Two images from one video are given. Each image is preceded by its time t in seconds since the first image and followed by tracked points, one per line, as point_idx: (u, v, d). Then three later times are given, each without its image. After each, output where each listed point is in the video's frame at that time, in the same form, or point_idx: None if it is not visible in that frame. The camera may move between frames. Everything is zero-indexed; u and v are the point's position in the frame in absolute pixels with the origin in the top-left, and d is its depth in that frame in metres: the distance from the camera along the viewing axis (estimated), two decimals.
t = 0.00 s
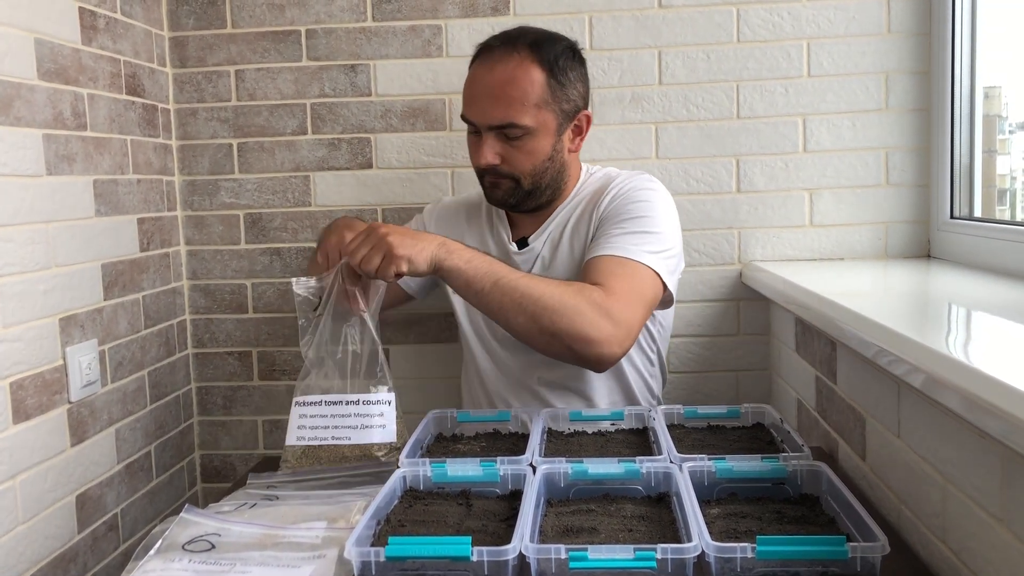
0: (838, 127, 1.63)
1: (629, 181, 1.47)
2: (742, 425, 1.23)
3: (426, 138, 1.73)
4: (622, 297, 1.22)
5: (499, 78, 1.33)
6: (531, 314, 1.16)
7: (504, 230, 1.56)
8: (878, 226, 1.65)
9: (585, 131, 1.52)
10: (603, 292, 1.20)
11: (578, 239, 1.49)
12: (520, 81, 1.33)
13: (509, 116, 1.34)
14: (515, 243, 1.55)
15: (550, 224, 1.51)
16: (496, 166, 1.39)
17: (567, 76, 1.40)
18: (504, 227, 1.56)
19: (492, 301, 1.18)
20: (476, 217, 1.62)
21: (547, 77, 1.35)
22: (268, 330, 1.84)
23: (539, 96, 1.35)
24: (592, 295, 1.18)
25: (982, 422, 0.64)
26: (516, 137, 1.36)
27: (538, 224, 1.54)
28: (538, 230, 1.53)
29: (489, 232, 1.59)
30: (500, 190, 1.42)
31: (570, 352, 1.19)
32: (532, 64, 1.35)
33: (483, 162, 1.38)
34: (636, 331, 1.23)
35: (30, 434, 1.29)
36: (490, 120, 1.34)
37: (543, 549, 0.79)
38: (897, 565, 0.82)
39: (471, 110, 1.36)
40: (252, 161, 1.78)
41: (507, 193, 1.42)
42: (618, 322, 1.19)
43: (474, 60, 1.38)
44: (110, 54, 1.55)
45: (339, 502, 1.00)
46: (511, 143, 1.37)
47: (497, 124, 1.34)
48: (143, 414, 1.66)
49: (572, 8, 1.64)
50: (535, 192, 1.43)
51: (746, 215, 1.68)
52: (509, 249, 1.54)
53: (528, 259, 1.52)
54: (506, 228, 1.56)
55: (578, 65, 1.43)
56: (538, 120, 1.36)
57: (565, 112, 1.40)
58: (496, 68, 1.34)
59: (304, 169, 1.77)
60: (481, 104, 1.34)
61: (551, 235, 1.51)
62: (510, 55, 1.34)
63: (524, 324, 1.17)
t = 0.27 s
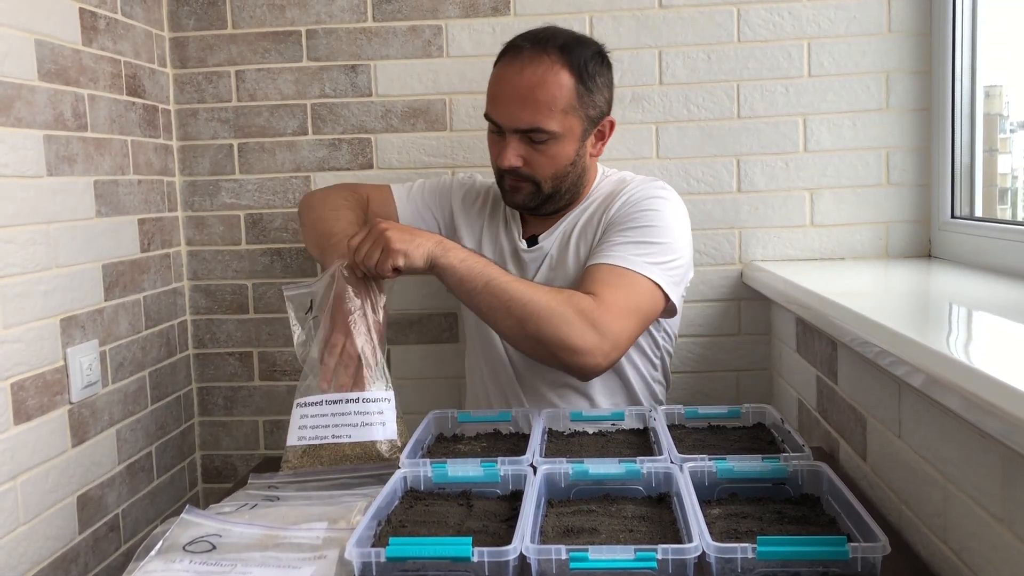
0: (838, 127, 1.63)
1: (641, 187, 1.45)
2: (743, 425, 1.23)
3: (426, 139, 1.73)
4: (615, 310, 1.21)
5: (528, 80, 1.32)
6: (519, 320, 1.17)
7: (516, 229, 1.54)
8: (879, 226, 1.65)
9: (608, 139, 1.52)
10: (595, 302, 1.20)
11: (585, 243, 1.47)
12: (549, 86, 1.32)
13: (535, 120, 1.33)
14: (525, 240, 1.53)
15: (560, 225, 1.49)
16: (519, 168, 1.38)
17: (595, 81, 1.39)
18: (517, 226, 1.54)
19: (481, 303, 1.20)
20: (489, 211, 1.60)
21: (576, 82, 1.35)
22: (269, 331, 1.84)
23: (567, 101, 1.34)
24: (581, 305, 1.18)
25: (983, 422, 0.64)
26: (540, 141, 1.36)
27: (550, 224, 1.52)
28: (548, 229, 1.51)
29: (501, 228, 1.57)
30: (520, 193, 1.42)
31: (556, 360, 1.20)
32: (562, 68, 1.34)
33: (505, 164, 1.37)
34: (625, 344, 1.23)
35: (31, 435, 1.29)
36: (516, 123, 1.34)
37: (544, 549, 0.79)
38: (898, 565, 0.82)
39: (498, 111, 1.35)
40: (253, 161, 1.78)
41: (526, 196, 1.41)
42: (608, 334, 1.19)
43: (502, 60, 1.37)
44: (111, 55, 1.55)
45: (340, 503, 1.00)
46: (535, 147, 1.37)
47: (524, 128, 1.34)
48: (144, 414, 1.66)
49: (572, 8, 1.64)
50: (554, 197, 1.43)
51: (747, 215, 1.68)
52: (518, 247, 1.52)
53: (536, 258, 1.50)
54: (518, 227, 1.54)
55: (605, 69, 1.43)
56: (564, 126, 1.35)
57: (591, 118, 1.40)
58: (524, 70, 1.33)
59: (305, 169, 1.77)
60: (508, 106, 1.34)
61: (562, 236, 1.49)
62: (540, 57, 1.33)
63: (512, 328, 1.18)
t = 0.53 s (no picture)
0: (838, 126, 1.63)
1: (654, 189, 1.44)
2: (743, 424, 1.23)
3: (426, 137, 1.73)
4: (617, 315, 1.21)
5: (549, 83, 1.32)
6: (520, 323, 1.18)
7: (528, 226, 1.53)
8: (879, 225, 1.65)
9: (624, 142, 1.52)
10: (597, 306, 1.20)
11: (595, 244, 1.46)
12: (570, 88, 1.32)
13: (554, 122, 1.33)
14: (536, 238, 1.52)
15: (571, 224, 1.48)
16: (536, 169, 1.38)
17: (615, 84, 1.39)
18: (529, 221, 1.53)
19: (483, 308, 1.20)
20: (502, 206, 1.59)
21: (597, 85, 1.35)
22: (268, 330, 1.84)
23: (586, 104, 1.34)
24: (582, 309, 1.19)
25: (984, 421, 0.64)
26: (558, 143, 1.36)
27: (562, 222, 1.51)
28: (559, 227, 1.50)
29: (514, 223, 1.56)
30: (535, 193, 1.42)
31: (559, 364, 1.21)
32: (583, 71, 1.33)
33: (523, 165, 1.37)
34: (627, 348, 1.23)
35: (31, 434, 1.29)
36: (536, 124, 1.34)
37: (544, 547, 0.78)
38: (898, 564, 0.82)
39: (517, 112, 1.35)
40: (252, 160, 1.78)
41: (542, 197, 1.42)
42: (609, 339, 1.19)
43: (523, 60, 1.36)
44: (110, 54, 1.55)
45: (339, 502, 1.00)
46: (554, 149, 1.37)
47: (543, 129, 1.34)
48: (143, 413, 1.66)
49: (572, 7, 1.64)
50: (570, 198, 1.43)
51: (747, 214, 1.67)
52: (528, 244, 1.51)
53: (545, 256, 1.49)
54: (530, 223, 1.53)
55: (625, 71, 1.42)
56: (583, 128, 1.35)
57: (609, 121, 1.40)
58: (545, 72, 1.32)
59: (304, 168, 1.77)
60: (528, 107, 1.33)
61: (573, 235, 1.48)
62: (561, 59, 1.33)
63: (512, 331, 1.19)
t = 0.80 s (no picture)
0: (838, 124, 1.63)
1: (663, 190, 1.44)
2: (742, 422, 1.23)
3: (426, 135, 1.73)
4: (621, 314, 1.21)
5: (563, 83, 1.31)
6: (523, 322, 1.18)
7: (536, 222, 1.52)
8: (878, 223, 1.65)
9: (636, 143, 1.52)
10: (601, 305, 1.20)
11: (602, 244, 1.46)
12: (584, 89, 1.32)
13: (567, 122, 1.33)
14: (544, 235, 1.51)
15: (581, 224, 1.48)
16: (548, 169, 1.38)
17: (629, 85, 1.38)
18: (538, 217, 1.53)
19: (486, 305, 1.19)
20: (510, 200, 1.58)
21: (611, 86, 1.34)
22: (267, 328, 1.84)
23: (600, 105, 1.34)
24: (587, 308, 1.18)
25: (983, 420, 0.64)
26: (571, 144, 1.36)
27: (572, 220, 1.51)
28: (569, 225, 1.50)
29: (522, 218, 1.55)
30: (546, 192, 1.42)
31: (560, 362, 1.21)
32: (597, 72, 1.33)
33: (535, 164, 1.37)
34: (629, 348, 1.24)
35: (29, 432, 1.29)
36: (549, 124, 1.33)
37: (543, 545, 0.78)
38: (897, 562, 0.81)
39: (531, 112, 1.34)
40: (252, 158, 1.78)
41: (552, 196, 1.42)
42: (612, 339, 1.20)
43: (537, 59, 1.35)
44: (109, 51, 1.55)
45: (339, 500, 1.00)
46: (566, 148, 1.37)
47: (556, 129, 1.34)
48: (142, 411, 1.66)
49: (572, 5, 1.64)
50: (581, 198, 1.43)
51: (746, 212, 1.67)
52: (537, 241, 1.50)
53: (553, 254, 1.48)
54: (540, 219, 1.53)
55: (638, 70, 1.42)
56: (596, 129, 1.35)
57: (622, 122, 1.40)
58: (560, 72, 1.32)
59: (303, 165, 1.77)
60: (542, 107, 1.33)
61: (583, 234, 1.47)
62: (576, 59, 1.33)
63: (515, 329, 1.19)
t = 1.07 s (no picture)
0: (836, 123, 1.63)
1: (664, 190, 1.44)
2: (740, 421, 1.23)
3: (424, 134, 1.73)
4: (621, 315, 1.21)
5: (566, 81, 1.31)
6: (522, 323, 1.18)
7: (537, 221, 1.52)
8: (877, 222, 1.65)
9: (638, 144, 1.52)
10: (601, 306, 1.20)
11: (602, 244, 1.46)
12: (587, 88, 1.32)
13: (570, 121, 1.33)
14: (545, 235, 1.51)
15: (582, 224, 1.47)
16: (549, 167, 1.38)
17: (632, 85, 1.38)
18: (539, 216, 1.52)
19: (484, 307, 1.19)
20: (510, 199, 1.58)
21: (613, 85, 1.34)
22: (266, 326, 1.84)
23: (602, 104, 1.34)
24: (584, 308, 1.18)
25: (982, 419, 0.64)
26: (572, 142, 1.36)
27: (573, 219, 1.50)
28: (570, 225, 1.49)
29: (523, 217, 1.55)
30: (547, 190, 1.41)
31: (559, 363, 1.21)
32: (599, 70, 1.33)
33: (536, 163, 1.37)
34: (627, 347, 1.23)
35: (28, 430, 1.29)
36: (551, 122, 1.33)
37: (541, 544, 0.78)
38: (895, 561, 0.81)
39: (533, 110, 1.34)
40: (250, 156, 1.78)
41: (553, 195, 1.42)
42: (610, 337, 1.19)
43: (540, 57, 1.35)
44: (107, 49, 1.54)
45: (337, 499, 1.00)
46: (568, 147, 1.37)
47: (558, 127, 1.33)
48: (140, 410, 1.66)
49: (571, 4, 1.64)
50: (582, 197, 1.43)
51: (745, 211, 1.67)
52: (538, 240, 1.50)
53: (554, 254, 1.48)
54: (540, 218, 1.52)
55: (641, 69, 1.41)
56: (598, 128, 1.35)
57: (624, 121, 1.40)
58: (562, 70, 1.32)
59: (302, 164, 1.77)
60: (544, 105, 1.33)
61: (584, 234, 1.47)
62: (578, 58, 1.32)
63: (513, 331, 1.18)
